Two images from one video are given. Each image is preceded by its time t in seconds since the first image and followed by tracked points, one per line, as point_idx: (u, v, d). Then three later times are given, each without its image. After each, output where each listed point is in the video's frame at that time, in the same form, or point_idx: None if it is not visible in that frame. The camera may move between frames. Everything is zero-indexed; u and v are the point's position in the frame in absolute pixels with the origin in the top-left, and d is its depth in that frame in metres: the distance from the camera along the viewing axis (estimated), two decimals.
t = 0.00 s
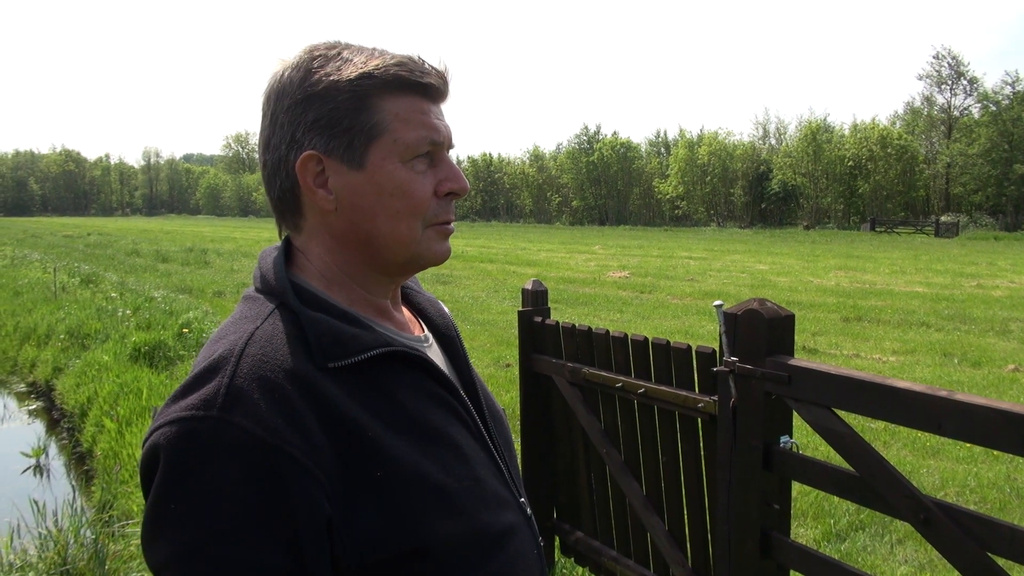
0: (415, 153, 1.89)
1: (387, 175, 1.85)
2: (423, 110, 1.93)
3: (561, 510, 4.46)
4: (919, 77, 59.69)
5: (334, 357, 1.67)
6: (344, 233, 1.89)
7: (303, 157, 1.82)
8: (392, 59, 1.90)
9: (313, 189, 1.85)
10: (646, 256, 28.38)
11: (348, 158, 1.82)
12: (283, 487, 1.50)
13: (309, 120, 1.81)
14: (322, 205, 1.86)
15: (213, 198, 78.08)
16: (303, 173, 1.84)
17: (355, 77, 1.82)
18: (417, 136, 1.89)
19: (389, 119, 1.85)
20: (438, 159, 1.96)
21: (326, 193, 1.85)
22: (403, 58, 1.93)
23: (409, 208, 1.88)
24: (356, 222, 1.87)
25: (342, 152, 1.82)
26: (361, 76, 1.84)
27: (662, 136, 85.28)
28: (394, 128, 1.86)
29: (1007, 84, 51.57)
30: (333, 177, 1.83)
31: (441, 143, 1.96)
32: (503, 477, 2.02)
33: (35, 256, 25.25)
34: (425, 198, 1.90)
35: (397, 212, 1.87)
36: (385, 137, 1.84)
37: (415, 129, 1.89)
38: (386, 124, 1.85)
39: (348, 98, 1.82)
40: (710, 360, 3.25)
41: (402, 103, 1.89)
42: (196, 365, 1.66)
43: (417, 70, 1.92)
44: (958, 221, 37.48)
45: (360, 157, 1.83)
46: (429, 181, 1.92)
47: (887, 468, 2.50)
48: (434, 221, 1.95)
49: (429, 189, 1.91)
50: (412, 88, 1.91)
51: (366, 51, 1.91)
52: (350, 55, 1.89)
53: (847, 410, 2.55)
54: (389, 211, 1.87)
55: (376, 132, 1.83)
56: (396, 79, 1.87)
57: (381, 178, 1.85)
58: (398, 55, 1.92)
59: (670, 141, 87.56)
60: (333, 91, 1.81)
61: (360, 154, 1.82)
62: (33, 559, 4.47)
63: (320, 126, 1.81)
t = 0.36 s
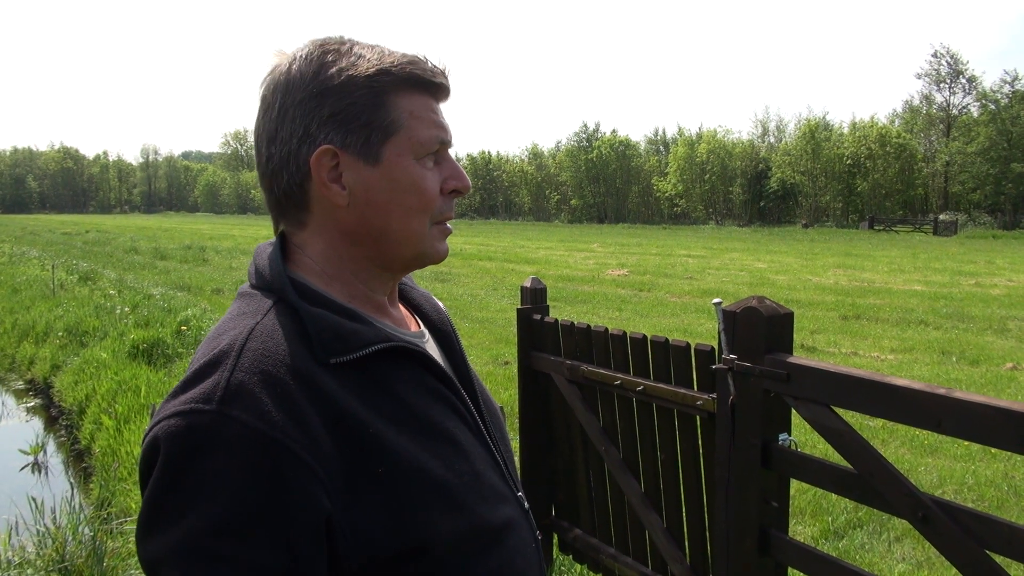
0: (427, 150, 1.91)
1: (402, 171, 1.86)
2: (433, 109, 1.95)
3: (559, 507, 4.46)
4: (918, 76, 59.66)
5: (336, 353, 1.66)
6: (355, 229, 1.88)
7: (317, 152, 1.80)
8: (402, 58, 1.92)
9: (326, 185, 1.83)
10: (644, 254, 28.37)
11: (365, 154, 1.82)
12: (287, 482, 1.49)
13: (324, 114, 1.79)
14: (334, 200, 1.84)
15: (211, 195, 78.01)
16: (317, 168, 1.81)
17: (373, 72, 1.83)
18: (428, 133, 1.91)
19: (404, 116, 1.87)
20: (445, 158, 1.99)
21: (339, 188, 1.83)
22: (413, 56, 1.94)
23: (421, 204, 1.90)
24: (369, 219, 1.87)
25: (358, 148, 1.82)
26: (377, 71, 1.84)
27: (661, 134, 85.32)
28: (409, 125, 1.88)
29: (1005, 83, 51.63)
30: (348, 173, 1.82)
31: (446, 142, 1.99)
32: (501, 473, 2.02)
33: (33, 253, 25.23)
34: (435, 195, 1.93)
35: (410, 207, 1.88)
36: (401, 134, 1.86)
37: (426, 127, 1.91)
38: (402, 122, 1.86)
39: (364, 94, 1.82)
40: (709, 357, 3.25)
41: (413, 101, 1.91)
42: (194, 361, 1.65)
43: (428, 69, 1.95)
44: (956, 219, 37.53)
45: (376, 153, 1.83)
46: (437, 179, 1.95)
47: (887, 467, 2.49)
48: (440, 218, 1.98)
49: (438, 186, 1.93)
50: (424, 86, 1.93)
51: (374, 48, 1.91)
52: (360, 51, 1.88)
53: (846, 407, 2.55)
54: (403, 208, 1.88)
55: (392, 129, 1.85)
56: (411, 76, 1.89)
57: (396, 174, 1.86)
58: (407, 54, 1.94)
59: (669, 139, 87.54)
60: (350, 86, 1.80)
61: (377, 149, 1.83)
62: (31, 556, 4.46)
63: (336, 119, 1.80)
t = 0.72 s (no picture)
0: (424, 146, 1.93)
1: (400, 167, 1.87)
2: (428, 103, 1.97)
3: (559, 503, 4.46)
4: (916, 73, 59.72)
5: (328, 352, 1.66)
6: (352, 225, 1.88)
7: (315, 148, 1.79)
8: (397, 52, 1.92)
9: (324, 181, 1.82)
10: (643, 250, 28.38)
11: (364, 150, 1.83)
12: (282, 480, 1.49)
13: (321, 111, 1.79)
14: (332, 195, 1.84)
15: (209, 192, 77.88)
16: (313, 162, 1.81)
17: (371, 67, 1.84)
18: (423, 129, 1.92)
19: (400, 111, 1.87)
20: (440, 152, 2.01)
21: (337, 183, 1.83)
22: (406, 52, 1.95)
23: (418, 200, 1.91)
24: (367, 215, 1.87)
25: (356, 143, 1.82)
26: (373, 66, 1.85)
27: (659, 131, 85.31)
28: (406, 120, 1.89)
29: (1003, 80, 51.64)
30: (347, 170, 1.83)
31: (441, 137, 2.00)
32: (497, 468, 2.02)
33: (31, 249, 25.21)
34: (432, 190, 1.94)
35: (407, 203, 1.89)
36: (399, 129, 1.87)
37: (422, 122, 1.92)
38: (399, 117, 1.87)
39: (361, 90, 1.82)
40: (708, 354, 3.25)
41: (409, 96, 1.91)
42: (187, 362, 1.65)
43: (422, 63, 1.95)
44: (954, 217, 37.56)
45: (374, 149, 1.84)
46: (433, 174, 1.96)
47: (886, 464, 2.50)
48: (438, 214, 1.99)
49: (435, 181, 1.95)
50: (418, 80, 1.94)
51: (368, 43, 1.91)
52: (355, 46, 1.88)
53: (845, 405, 2.56)
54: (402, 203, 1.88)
55: (389, 125, 1.85)
56: (406, 72, 1.90)
57: (395, 170, 1.86)
58: (402, 49, 1.94)
59: (667, 136, 87.53)
60: (347, 81, 1.80)
61: (376, 146, 1.84)
62: (30, 553, 4.45)
63: (334, 115, 1.80)
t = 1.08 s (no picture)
0: (405, 141, 1.89)
1: (377, 162, 1.84)
2: (412, 98, 1.92)
3: (560, 501, 4.46)
4: (918, 70, 59.69)
5: (320, 346, 1.66)
6: (333, 219, 1.87)
7: (291, 142, 1.80)
8: (381, 48, 1.90)
9: (301, 175, 1.83)
10: (644, 248, 28.36)
11: (338, 144, 1.81)
12: (272, 472, 1.49)
13: (297, 105, 1.80)
14: (310, 190, 1.84)
15: (211, 188, 77.81)
16: (291, 157, 1.82)
17: (348, 63, 1.82)
18: (405, 123, 1.88)
19: (379, 105, 1.85)
20: (427, 147, 1.96)
21: (314, 178, 1.83)
22: (392, 46, 1.92)
23: (398, 195, 1.88)
24: (345, 209, 1.86)
25: (331, 137, 1.81)
26: (351, 61, 1.83)
27: (661, 128, 85.18)
28: (385, 115, 1.85)
29: (1006, 77, 51.53)
30: (322, 164, 1.82)
31: (429, 133, 1.96)
32: (493, 465, 2.01)
33: (33, 246, 25.22)
34: (415, 185, 1.90)
35: (385, 198, 1.86)
36: (375, 124, 1.84)
37: (404, 117, 1.89)
38: (376, 111, 1.84)
39: (337, 84, 1.80)
40: (710, 351, 3.25)
41: (391, 91, 1.88)
42: (181, 355, 1.65)
43: (407, 58, 1.92)
44: (957, 215, 37.52)
45: (349, 143, 1.82)
46: (418, 169, 1.92)
47: (888, 462, 2.49)
48: (422, 211, 1.94)
49: (419, 176, 1.91)
50: (401, 75, 1.91)
51: (354, 39, 1.90)
52: (339, 42, 1.88)
53: (846, 401, 2.55)
54: (379, 198, 1.86)
55: (366, 119, 1.83)
56: (387, 66, 1.87)
57: (371, 164, 1.84)
58: (387, 43, 1.92)
59: (669, 134, 87.47)
60: (324, 76, 1.80)
61: (350, 140, 1.81)
62: (32, 549, 4.45)
63: (309, 111, 1.80)
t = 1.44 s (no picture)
0: (396, 142, 1.86)
1: (365, 163, 1.83)
2: (406, 98, 1.89)
3: (563, 498, 4.47)
4: (922, 67, 59.46)
5: (325, 344, 1.66)
6: (325, 220, 1.88)
7: (283, 142, 1.83)
8: (375, 45, 1.88)
9: (294, 175, 1.86)
10: (647, 246, 28.32)
11: (327, 145, 1.81)
12: (274, 468, 1.49)
13: (289, 106, 1.82)
14: (302, 189, 1.86)
15: (214, 186, 77.82)
16: (285, 157, 1.85)
17: (338, 62, 1.81)
18: (396, 123, 1.86)
19: (367, 105, 1.83)
20: (424, 147, 1.93)
21: (306, 179, 1.85)
22: (388, 44, 1.89)
23: (387, 195, 1.85)
24: (336, 209, 1.86)
25: (320, 138, 1.81)
26: (341, 61, 1.82)
27: (664, 125, 85.08)
28: (375, 114, 1.83)
29: (1010, 74, 51.29)
30: (313, 164, 1.84)
31: (426, 131, 1.92)
32: (498, 464, 2.01)
33: (37, 244, 25.31)
34: (407, 186, 1.88)
35: (373, 198, 1.85)
36: (362, 124, 1.82)
37: (395, 117, 1.86)
38: (364, 111, 1.82)
39: (326, 84, 1.80)
40: (713, 349, 3.25)
41: (382, 91, 1.86)
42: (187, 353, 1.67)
43: (402, 57, 1.89)
44: (960, 212, 37.38)
45: (337, 143, 1.81)
46: (411, 170, 1.89)
47: (890, 459, 2.49)
48: (416, 212, 1.93)
49: (410, 177, 1.88)
50: (396, 74, 1.88)
51: (350, 37, 1.89)
52: (336, 40, 1.88)
53: (849, 399, 2.55)
54: (367, 200, 1.85)
55: (353, 120, 1.81)
56: (380, 65, 1.85)
57: (359, 166, 1.83)
58: (383, 42, 1.89)
59: (672, 131, 87.39)
60: (313, 76, 1.80)
61: (338, 141, 1.81)
62: (36, 546, 4.46)
63: (300, 112, 1.82)
